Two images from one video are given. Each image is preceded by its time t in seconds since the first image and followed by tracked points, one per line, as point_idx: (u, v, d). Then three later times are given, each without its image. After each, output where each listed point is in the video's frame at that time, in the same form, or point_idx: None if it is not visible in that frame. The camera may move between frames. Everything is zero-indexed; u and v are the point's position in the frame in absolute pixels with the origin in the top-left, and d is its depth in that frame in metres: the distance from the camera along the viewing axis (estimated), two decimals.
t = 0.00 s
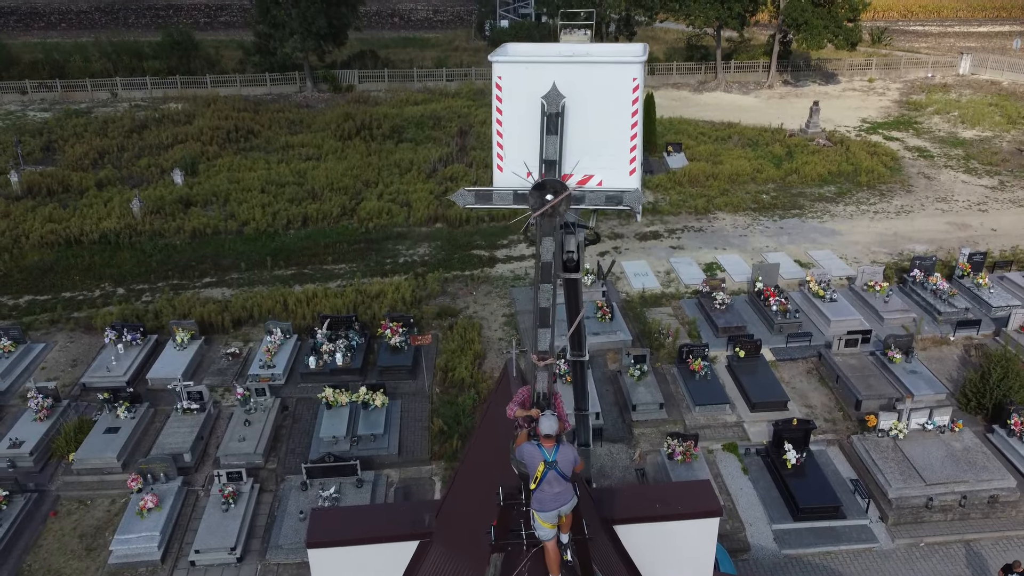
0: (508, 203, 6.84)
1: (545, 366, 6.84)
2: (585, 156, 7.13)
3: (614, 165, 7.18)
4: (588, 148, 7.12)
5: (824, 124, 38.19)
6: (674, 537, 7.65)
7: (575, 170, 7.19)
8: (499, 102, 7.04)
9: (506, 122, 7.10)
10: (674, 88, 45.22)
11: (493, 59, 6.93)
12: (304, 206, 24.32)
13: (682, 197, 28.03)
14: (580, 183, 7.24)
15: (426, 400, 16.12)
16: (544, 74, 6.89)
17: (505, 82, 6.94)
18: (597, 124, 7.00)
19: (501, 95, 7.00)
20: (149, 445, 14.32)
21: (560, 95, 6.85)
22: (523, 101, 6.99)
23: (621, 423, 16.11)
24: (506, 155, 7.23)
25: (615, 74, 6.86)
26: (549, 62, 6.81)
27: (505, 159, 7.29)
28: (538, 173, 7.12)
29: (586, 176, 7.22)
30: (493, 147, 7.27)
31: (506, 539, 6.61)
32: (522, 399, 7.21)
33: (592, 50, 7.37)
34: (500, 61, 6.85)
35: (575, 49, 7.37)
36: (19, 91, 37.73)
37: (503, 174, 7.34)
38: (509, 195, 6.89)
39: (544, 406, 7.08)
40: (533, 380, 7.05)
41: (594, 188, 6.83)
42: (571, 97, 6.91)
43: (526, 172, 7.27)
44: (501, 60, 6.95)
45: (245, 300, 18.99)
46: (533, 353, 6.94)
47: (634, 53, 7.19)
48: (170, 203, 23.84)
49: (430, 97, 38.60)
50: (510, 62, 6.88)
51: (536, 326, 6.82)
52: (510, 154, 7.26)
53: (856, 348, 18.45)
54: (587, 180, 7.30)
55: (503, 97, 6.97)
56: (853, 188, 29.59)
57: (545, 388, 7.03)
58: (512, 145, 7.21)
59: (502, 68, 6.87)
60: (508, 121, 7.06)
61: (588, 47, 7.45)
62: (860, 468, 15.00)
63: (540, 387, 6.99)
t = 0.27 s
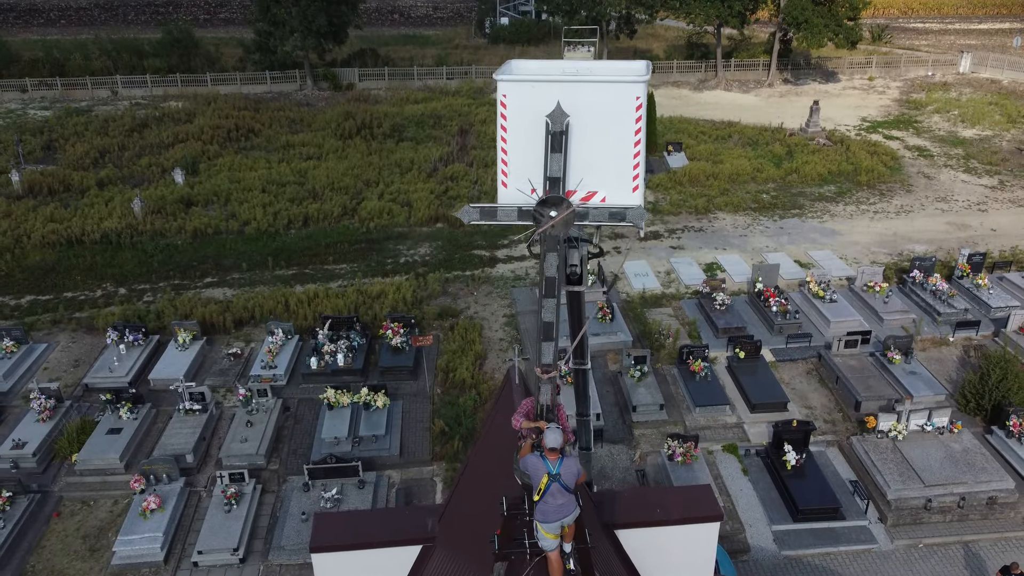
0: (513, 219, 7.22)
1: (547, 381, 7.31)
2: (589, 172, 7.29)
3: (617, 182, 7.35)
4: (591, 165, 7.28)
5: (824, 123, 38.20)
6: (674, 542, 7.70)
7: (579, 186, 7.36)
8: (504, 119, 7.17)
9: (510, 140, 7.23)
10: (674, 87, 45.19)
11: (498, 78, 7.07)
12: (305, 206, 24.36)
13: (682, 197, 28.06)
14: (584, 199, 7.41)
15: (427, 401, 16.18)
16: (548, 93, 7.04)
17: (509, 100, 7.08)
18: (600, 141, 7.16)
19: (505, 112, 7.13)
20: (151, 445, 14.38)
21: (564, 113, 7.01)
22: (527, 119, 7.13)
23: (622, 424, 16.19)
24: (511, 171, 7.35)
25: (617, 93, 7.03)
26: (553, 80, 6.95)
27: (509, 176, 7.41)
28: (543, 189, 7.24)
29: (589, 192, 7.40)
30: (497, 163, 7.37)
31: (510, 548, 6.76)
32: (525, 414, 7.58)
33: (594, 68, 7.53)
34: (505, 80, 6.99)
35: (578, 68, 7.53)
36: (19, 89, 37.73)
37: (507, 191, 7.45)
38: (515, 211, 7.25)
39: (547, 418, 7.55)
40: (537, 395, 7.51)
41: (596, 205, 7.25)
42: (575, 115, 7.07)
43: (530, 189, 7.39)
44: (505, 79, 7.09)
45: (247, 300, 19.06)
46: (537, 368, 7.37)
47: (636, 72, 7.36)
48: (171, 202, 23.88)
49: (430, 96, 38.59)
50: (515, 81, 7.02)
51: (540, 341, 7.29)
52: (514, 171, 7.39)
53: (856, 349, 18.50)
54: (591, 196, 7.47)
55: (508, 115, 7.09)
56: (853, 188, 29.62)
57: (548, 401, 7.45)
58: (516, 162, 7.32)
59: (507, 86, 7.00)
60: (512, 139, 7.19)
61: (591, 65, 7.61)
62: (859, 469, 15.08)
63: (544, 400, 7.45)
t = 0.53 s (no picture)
0: (517, 231, 7.22)
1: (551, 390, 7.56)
2: (591, 184, 7.33)
3: (619, 194, 7.39)
4: (594, 177, 7.31)
5: (824, 119, 38.16)
6: (674, 543, 7.76)
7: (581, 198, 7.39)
8: (508, 132, 7.20)
9: (514, 152, 7.25)
10: (674, 83, 45.10)
11: (502, 91, 7.12)
12: (306, 204, 24.37)
13: (682, 194, 28.07)
14: (587, 211, 7.43)
15: (428, 400, 16.24)
16: (551, 106, 7.08)
17: (513, 113, 7.12)
18: (602, 154, 7.20)
19: (509, 124, 7.17)
20: (153, 444, 14.44)
21: (568, 127, 7.05)
22: (531, 132, 7.16)
23: (622, 423, 16.26)
24: (514, 183, 7.38)
25: (619, 106, 7.07)
26: (555, 94, 7.00)
27: (512, 188, 7.44)
28: (547, 202, 7.25)
29: (592, 204, 7.42)
30: (501, 176, 7.41)
31: (513, 553, 6.73)
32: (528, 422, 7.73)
33: (597, 82, 7.58)
34: (508, 93, 7.04)
35: (580, 81, 7.58)
36: (19, 85, 37.67)
37: (510, 203, 7.47)
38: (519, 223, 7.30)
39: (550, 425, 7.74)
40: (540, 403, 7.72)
41: (600, 217, 7.35)
42: (578, 128, 7.12)
43: (534, 201, 7.39)
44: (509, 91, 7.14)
45: (247, 299, 19.09)
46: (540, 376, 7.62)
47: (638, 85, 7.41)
48: (172, 200, 23.89)
49: (430, 92, 38.54)
50: (518, 93, 7.07)
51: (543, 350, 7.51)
52: (517, 182, 7.41)
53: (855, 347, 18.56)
54: (594, 209, 7.50)
55: (512, 127, 7.13)
56: (853, 185, 29.62)
57: (551, 408, 7.67)
58: (520, 174, 7.35)
59: (510, 99, 7.05)
60: (516, 151, 7.22)
61: (593, 78, 7.66)
62: (858, 468, 15.14)
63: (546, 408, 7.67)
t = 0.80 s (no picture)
0: (519, 241, 7.24)
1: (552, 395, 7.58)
2: (593, 194, 7.33)
3: (620, 204, 7.38)
4: (595, 187, 7.32)
5: (824, 112, 38.09)
6: (674, 541, 7.85)
7: (582, 207, 7.38)
8: (510, 143, 7.19)
9: (517, 163, 7.23)
10: (675, 75, 44.92)
11: (505, 102, 7.11)
12: (306, 198, 24.37)
13: (682, 188, 28.08)
14: (587, 220, 7.45)
15: (429, 394, 16.34)
16: (554, 117, 7.08)
17: (516, 125, 7.12)
18: (604, 165, 7.20)
19: (512, 136, 7.16)
20: (156, 439, 14.53)
21: (570, 139, 7.04)
22: (534, 143, 7.14)
23: (622, 418, 16.35)
24: (516, 194, 7.37)
25: (620, 119, 7.08)
26: (558, 106, 6.99)
27: (514, 198, 7.42)
28: (548, 212, 7.26)
29: (592, 214, 7.44)
30: (503, 186, 7.39)
31: (514, 554, 6.64)
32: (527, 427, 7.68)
33: (599, 94, 7.59)
34: (512, 105, 7.03)
35: (582, 93, 7.58)
36: (18, 78, 37.56)
37: (512, 213, 7.45)
38: (521, 233, 7.30)
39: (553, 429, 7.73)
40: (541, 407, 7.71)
41: (600, 228, 7.35)
42: (580, 140, 7.12)
43: (535, 211, 7.38)
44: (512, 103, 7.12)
45: (248, 293, 19.14)
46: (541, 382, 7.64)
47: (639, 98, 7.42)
48: (172, 194, 23.90)
49: (430, 85, 38.44)
50: (521, 105, 7.06)
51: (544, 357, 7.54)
52: (519, 193, 7.41)
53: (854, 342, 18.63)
54: (594, 218, 7.49)
55: (515, 139, 7.11)
56: (852, 178, 29.61)
57: (552, 414, 7.70)
58: (523, 185, 7.34)
59: (514, 111, 7.04)
60: (518, 162, 7.21)
61: (595, 91, 7.66)
62: (856, 463, 15.25)
63: (548, 413, 7.67)
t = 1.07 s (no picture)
0: (520, 250, 7.13)
1: (552, 401, 7.51)
2: (593, 204, 7.15)
3: (620, 212, 7.20)
4: (595, 196, 7.14)
5: (825, 101, 37.95)
6: (673, 537, 7.94)
7: (583, 216, 7.19)
8: (511, 153, 7.04)
9: (518, 172, 7.08)
10: (675, 63, 44.60)
11: (506, 113, 6.97)
12: (306, 189, 24.35)
13: (682, 179, 28.05)
14: (587, 229, 7.25)
15: (429, 386, 16.43)
16: (555, 128, 6.92)
17: (517, 135, 6.97)
18: (605, 175, 7.02)
19: (513, 146, 7.01)
20: (158, 431, 14.64)
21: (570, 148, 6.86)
22: (536, 153, 6.99)
23: (622, 410, 16.45)
24: (517, 203, 7.20)
25: (620, 129, 6.92)
26: (559, 116, 6.84)
27: (515, 206, 7.25)
28: (549, 221, 7.11)
29: (592, 222, 7.24)
30: (504, 194, 7.22)
31: (515, 554, 6.74)
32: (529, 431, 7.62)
33: (599, 104, 7.44)
34: (513, 115, 6.89)
35: (583, 103, 7.45)
36: (17, 67, 37.41)
37: (513, 222, 7.29)
38: (521, 242, 7.18)
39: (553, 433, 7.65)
40: (540, 412, 7.64)
41: (600, 235, 7.14)
42: (580, 151, 6.96)
43: (536, 220, 7.21)
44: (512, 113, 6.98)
45: (249, 285, 19.20)
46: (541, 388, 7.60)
47: (640, 109, 7.27)
48: (173, 184, 23.90)
49: (430, 73, 38.28)
50: (522, 115, 6.92)
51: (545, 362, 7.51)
52: (520, 202, 7.25)
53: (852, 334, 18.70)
54: (595, 227, 7.31)
55: (516, 149, 6.96)
56: (852, 169, 29.56)
57: (551, 419, 7.61)
58: (523, 193, 7.17)
59: (515, 121, 6.90)
60: (519, 172, 7.05)
61: (597, 100, 7.50)
62: (854, 455, 15.35)
63: (547, 418, 7.59)
